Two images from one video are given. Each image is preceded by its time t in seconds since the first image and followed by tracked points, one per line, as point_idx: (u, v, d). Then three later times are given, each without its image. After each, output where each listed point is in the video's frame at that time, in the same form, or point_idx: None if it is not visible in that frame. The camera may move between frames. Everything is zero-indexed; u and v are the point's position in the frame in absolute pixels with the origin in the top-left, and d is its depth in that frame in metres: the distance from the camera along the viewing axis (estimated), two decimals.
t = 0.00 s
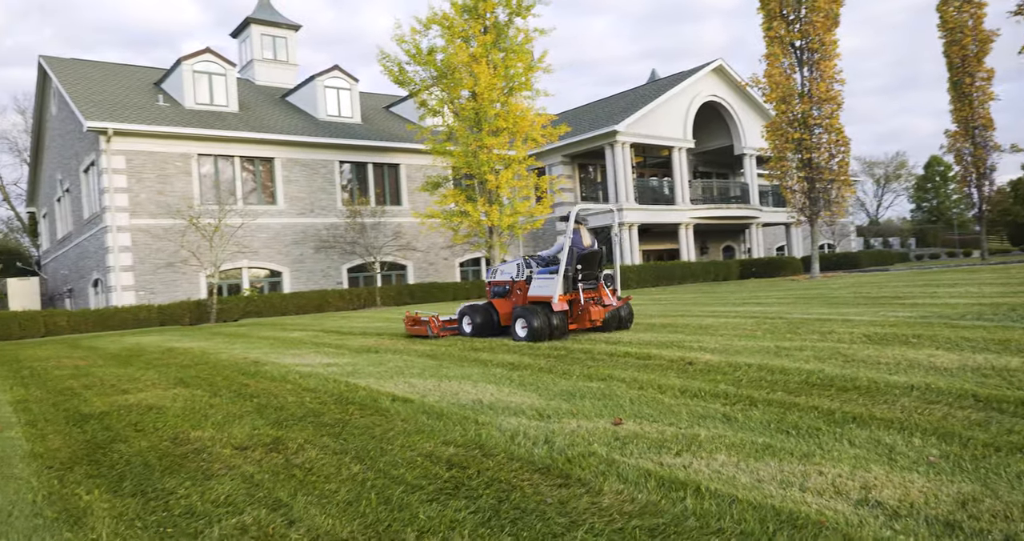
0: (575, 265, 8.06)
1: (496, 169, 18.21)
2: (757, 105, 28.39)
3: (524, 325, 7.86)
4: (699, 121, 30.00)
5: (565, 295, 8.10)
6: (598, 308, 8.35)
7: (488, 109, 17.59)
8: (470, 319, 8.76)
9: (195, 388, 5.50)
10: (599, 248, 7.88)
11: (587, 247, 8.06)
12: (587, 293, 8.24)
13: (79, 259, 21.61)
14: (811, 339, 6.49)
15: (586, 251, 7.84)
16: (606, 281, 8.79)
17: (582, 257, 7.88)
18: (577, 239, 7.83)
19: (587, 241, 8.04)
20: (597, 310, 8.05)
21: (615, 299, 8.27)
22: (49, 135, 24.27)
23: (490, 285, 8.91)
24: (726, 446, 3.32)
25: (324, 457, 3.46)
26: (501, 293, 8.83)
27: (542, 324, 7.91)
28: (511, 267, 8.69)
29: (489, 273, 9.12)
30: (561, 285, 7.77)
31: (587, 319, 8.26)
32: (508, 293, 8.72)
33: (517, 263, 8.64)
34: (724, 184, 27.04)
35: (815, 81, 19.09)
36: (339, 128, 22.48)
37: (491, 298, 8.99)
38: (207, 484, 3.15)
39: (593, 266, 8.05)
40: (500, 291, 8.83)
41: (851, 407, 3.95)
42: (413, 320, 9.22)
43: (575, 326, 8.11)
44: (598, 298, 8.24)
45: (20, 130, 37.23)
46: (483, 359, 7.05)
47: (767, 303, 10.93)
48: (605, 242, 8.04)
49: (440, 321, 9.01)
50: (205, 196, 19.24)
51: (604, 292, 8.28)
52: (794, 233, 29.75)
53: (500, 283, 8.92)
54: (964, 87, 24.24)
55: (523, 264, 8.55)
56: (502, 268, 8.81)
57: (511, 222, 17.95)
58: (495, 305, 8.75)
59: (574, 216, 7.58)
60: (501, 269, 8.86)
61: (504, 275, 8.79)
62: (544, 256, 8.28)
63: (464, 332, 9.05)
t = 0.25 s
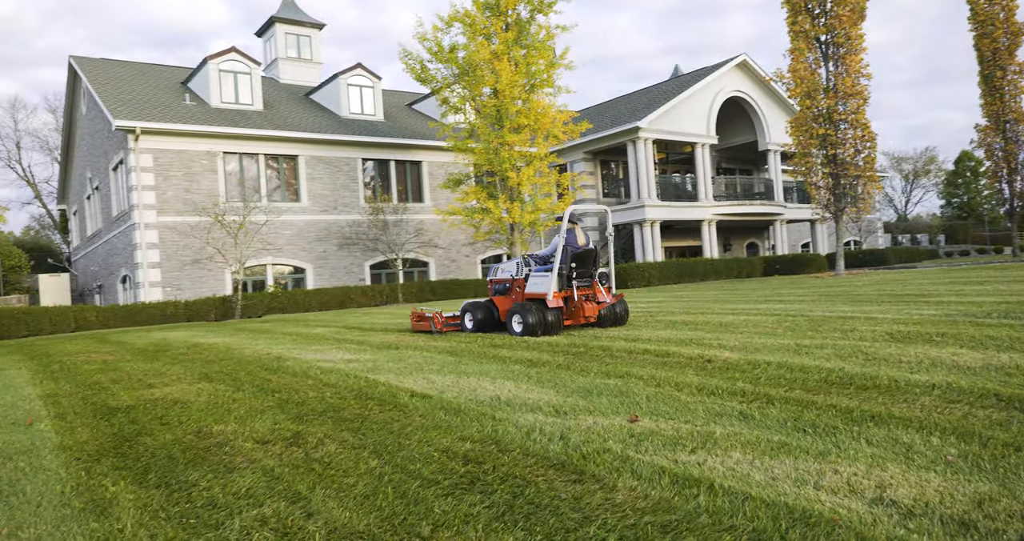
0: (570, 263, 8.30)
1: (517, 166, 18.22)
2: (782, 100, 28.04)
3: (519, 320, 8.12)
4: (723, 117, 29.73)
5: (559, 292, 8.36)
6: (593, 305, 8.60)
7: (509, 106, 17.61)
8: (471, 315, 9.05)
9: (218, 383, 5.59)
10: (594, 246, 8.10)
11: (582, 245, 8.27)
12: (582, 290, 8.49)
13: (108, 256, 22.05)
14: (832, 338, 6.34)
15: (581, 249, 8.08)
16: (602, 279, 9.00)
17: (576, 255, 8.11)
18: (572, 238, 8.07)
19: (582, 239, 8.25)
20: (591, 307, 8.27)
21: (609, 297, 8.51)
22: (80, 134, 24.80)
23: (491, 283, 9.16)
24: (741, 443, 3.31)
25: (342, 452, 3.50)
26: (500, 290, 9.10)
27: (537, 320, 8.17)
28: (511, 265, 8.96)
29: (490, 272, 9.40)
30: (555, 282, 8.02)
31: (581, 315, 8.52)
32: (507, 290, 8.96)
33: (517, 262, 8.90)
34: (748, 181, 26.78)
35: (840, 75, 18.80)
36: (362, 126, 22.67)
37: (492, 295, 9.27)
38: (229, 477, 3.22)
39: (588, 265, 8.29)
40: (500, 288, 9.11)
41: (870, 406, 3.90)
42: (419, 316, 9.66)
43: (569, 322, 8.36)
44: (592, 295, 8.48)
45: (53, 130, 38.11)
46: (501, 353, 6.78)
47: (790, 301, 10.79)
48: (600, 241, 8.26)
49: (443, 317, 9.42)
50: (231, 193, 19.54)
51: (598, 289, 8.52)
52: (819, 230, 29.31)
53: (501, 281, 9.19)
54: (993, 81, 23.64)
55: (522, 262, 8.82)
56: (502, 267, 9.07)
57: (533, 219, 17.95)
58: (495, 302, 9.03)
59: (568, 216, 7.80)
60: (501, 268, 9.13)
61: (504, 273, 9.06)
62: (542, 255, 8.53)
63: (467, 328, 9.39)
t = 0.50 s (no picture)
0: (562, 261, 8.69)
1: (532, 163, 18.21)
2: (800, 96, 27.78)
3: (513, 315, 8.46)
4: (740, 113, 29.50)
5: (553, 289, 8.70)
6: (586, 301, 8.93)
7: (524, 103, 17.60)
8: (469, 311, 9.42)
9: (235, 379, 5.68)
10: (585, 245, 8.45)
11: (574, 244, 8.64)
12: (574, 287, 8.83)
13: (129, 253, 22.38)
14: (847, 336, 6.29)
15: (572, 248, 8.43)
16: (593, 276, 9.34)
17: (567, 254, 8.47)
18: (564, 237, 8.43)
19: (574, 238, 8.62)
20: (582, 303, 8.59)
21: (600, 293, 8.83)
22: (101, 133, 25.17)
23: (489, 280, 9.48)
24: (751, 441, 3.31)
25: (356, 447, 3.55)
26: (498, 287, 9.46)
27: (530, 316, 8.50)
28: (508, 263, 9.34)
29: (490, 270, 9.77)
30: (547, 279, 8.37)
31: (574, 311, 8.85)
32: (504, 288, 9.28)
33: (514, 260, 9.28)
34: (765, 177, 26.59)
35: (859, 70, 18.56)
36: (379, 124, 22.79)
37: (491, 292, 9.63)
38: (243, 472, 3.28)
39: (580, 263, 8.63)
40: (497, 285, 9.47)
41: (881, 404, 3.88)
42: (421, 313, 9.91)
43: (562, 317, 8.69)
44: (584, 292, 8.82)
45: (74, 128, 38.70)
46: (513, 349, 6.71)
47: (808, 298, 10.69)
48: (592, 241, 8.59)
49: (442, 314, 9.67)
50: (249, 191, 19.72)
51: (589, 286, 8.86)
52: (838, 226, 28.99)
53: (499, 278, 9.56)
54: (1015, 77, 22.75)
55: (518, 261, 9.20)
56: (500, 265, 9.46)
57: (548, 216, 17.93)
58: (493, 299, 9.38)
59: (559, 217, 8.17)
60: (499, 266, 9.52)
61: (502, 271, 9.44)
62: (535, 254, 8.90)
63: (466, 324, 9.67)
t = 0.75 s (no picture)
0: (548, 260, 9.03)
1: (540, 160, 18.21)
2: (809, 93, 27.65)
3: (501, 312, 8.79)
4: (749, 110, 29.39)
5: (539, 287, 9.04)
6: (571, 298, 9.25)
7: (532, 100, 17.59)
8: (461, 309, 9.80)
9: (243, 375, 5.72)
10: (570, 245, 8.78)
11: (559, 244, 9.00)
12: (560, 285, 9.18)
13: (139, 250, 22.54)
14: (854, 333, 6.27)
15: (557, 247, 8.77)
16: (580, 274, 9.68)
17: (553, 253, 8.84)
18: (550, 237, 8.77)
19: (559, 238, 8.97)
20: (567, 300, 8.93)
21: (585, 290, 9.17)
22: (111, 130, 25.36)
23: (480, 278, 9.80)
24: (754, 438, 3.32)
25: (361, 443, 3.58)
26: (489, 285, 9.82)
27: (517, 313, 8.86)
28: (498, 262, 9.70)
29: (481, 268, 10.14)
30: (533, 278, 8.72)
31: (560, 308, 9.19)
32: (494, 286, 9.62)
33: (504, 259, 9.64)
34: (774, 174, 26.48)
35: (869, 67, 18.43)
36: (387, 121, 22.85)
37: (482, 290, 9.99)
38: (250, 467, 3.33)
39: (565, 261, 8.98)
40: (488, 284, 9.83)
41: (884, 402, 3.88)
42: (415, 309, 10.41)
43: (548, 314, 9.03)
44: (569, 289, 9.17)
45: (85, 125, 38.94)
46: (518, 346, 6.74)
47: (815, 296, 10.65)
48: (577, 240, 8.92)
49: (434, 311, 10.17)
50: (258, 188, 19.82)
51: (575, 283, 9.21)
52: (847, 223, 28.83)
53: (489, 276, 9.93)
54: None
55: (508, 260, 9.56)
56: (490, 263, 9.83)
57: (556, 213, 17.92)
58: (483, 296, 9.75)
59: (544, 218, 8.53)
60: (490, 265, 9.88)
61: (492, 269, 9.80)
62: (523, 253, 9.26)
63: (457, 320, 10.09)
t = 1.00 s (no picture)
0: (532, 259, 9.41)
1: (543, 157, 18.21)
2: (814, 89, 27.58)
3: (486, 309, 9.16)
4: (753, 107, 29.33)
5: (524, 285, 9.43)
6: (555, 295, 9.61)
7: (536, 97, 17.59)
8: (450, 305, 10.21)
9: (246, 372, 5.76)
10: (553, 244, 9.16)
11: (544, 243, 9.40)
12: (544, 283, 9.57)
13: (144, 247, 22.62)
14: (855, 331, 6.27)
15: (541, 247, 9.17)
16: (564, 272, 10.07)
17: (536, 252, 9.23)
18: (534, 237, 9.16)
19: (543, 238, 9.36)
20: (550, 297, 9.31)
21: (569, 288, 9.52)
22: (116, 127, 25.50)
23: (469, 276, 10.24)
24: (753, 435, 3.33)
25: (363, 439, 3.61)
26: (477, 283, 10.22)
27: (502, 310, 9.24)
28: (486, 261, 10.09)
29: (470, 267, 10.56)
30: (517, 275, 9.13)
31: (544, 305, 9.58)
32: (482, 283, 10.00)
33: (492, 258, 10.03)
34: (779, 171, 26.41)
35: (873, 64, 18.37)
36: (392, 118, 22.89)
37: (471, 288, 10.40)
38: (253, 462, 3.36)
39: (548, 260, 9.37)
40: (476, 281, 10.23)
41: (885, 399, 3.88)
42: (408, 306, 10.98)
43: (532, 311, 9.43)
44: (553, 287, 9.57)
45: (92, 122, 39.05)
46: (521, 343, 6.75)
47: (818, 293, 10.61)
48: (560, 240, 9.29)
49: (425, 306, 10.75)
50: (262, 185, 19.87)
51: (559, 281, 9.60)
52: (852, 221, 28.72)
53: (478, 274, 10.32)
54: None
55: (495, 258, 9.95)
56: (479, 262, 10.23)
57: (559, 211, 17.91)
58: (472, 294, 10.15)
59: (528, 219, 8.93)
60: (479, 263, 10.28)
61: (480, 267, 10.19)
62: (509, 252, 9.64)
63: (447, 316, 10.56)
